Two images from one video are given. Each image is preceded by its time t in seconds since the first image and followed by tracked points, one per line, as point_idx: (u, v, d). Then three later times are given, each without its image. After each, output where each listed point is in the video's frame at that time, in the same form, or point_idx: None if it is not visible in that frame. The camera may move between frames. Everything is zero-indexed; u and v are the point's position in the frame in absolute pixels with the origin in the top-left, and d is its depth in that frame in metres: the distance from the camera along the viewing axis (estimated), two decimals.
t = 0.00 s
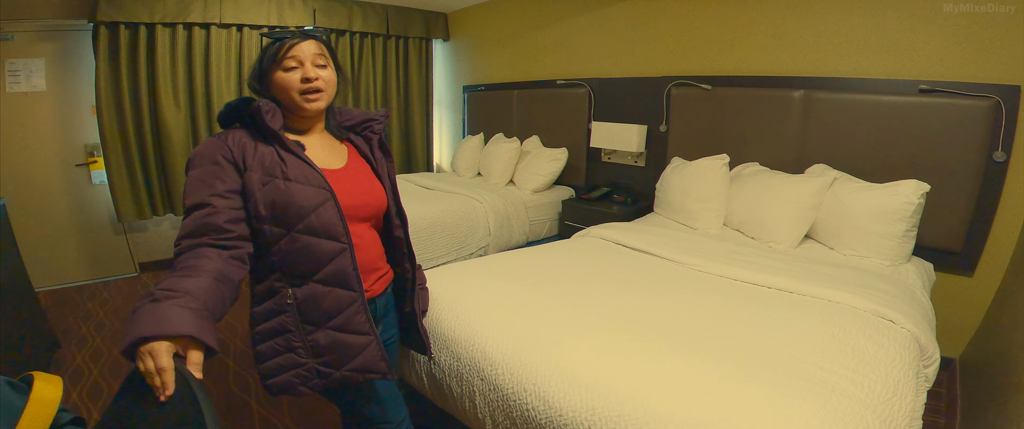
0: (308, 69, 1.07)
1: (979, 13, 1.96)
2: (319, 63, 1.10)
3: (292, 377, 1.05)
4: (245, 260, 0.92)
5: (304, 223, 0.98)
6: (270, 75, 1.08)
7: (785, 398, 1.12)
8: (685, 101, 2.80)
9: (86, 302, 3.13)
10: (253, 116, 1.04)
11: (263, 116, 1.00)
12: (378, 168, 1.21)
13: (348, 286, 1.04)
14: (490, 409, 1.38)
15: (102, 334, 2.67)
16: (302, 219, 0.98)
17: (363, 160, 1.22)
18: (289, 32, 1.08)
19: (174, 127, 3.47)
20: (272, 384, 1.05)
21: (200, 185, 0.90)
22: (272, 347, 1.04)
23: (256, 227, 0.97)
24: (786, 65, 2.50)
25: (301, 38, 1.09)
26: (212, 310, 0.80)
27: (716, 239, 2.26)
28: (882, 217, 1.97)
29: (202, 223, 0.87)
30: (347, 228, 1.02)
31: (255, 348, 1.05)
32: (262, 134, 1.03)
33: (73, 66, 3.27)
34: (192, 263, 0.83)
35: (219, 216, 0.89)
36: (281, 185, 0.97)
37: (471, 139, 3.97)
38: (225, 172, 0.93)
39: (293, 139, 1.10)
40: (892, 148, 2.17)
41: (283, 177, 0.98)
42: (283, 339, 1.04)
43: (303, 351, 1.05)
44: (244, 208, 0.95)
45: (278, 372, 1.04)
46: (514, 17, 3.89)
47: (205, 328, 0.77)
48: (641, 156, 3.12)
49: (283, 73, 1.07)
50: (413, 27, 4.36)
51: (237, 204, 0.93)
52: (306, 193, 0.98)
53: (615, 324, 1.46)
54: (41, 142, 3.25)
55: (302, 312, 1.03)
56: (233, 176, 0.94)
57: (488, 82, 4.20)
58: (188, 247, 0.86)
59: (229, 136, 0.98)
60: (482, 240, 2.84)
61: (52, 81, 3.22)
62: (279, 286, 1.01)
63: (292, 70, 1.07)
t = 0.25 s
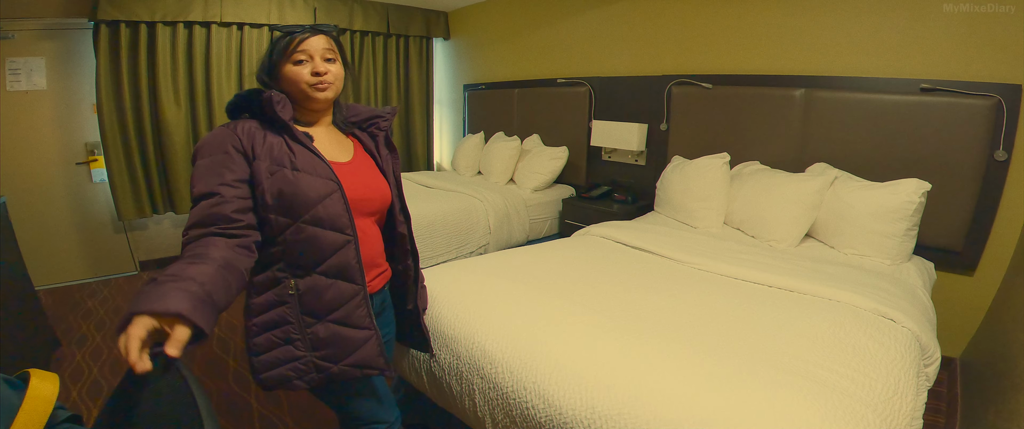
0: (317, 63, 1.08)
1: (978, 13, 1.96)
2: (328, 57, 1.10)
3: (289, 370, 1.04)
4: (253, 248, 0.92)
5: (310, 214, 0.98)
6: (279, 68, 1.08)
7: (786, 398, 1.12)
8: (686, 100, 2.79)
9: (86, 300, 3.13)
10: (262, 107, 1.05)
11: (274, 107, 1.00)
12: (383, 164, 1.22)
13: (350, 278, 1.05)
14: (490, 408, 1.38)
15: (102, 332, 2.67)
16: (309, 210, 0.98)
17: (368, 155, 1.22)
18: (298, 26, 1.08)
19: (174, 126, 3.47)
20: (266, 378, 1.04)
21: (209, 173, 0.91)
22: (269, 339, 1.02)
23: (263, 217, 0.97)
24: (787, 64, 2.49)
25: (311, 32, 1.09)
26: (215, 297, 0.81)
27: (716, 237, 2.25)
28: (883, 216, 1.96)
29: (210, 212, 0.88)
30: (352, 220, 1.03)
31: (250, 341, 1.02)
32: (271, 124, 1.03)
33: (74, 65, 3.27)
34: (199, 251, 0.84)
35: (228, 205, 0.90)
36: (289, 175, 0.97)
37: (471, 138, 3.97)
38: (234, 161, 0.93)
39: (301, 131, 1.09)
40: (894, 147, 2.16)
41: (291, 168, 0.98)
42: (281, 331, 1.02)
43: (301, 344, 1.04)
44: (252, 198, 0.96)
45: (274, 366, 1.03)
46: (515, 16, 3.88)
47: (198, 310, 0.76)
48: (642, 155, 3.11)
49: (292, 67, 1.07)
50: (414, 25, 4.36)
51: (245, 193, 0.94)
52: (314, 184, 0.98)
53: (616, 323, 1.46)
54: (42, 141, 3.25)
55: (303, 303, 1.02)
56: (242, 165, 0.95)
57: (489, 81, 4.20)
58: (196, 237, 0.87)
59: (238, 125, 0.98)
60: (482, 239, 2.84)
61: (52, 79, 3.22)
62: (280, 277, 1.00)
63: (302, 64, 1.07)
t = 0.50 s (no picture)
0: (323, 64, 1.09)
1: (980, 13, 1.97)
2: (334, 58, 1.12)
3: (285, 371, 1.04)
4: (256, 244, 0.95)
5: (309, 215, 0.98)
6: (286, 68, 1.10)
7: (788, 399, 1.12)
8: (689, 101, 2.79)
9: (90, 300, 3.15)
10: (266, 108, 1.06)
11: (276, 107, 1.02)
12: (387, 167, 1.21)
13: (348, 280, 1.05)
14: (492, 409, 1.38)
15: (105, 332, 2.68)
16: (308, 211, 0.98)
17: (372, 157, 1.22)
18: (306, 27, 1.10)
19: (179, 126, 3.49)
20: (262, 377, 1.04)
21: (212, 174, 0.93)
22: (267, 339, 1.03)
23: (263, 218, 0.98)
24: (790, 66, 2.49)
25: (318, 33, 1.11)
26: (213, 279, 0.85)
27: (719, 239, 2.25)
28: (887, 218, 1.96)
29: (214, 210, 0.91)
30: (352, 223, 1.03)
31: (247, 341, 1.02)
32: (275, 125, 1.05)
33: (79, 66, 3.29)
34: (209, 234, 0.89)
35: (229, 205, 0.92)
36: (289, 175, 0.97)
37: (474, 139, 3.97)
38: (237, 161, 0.95)
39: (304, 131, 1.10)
40: (897, 148, 2.15)
41: (292, 169, 0.98)
42: (278, 332, 1.03)
43: (298, 345, 1.04)
44: (254, 197, 0.97)
45: (270, 366, 1.04)
46: (518, 18, 3.89)
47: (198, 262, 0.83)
48: (645, 157, 3.11)
49: (298, 67, 1.09)
50: (417, 27, 4.37)
51: (247, 192, 0.96)
52: (314, 185, 0.98)
53: (618, 324, 1.46)
54: (47, 141, 3.27)
55: (301, 304, 1.02)
56: (244, 166, 0.96)
57: (492, 83, 4.20)
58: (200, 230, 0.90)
59: (241, 125, 1.00)
60: (485, 240, 2.84)
61: (58, 79, 3.24)
62: (280, 278, 1.01)
63: (308, 64, 1.09)
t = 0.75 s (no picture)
0: (339, 68, 1.10)
1: (980, 14, 1.97)
2: (347, 63, 1.13)
3: (287, 373, 1.05)
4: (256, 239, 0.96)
5: (311, 217, 1.00)
6: (299, 71, 1.09)
7: (794, 404, 1.11)
8: (696, 104, 2.79)
9: (99, 300, 3.17)
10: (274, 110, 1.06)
11: (280, 108, 1.02)
12: (392, 169, 1.22)
13: (349, 283, 1.05)
14: (497, 411, 1.38)
15: (113, 332, 2.71)
16: (310, 213, 0.99)
17: (377, 160, 1.23)
18: (321, 30, 1.10)
19: (188, 128, 3.52)
20: (264, 380, 1.05)
21: (214, 173, 0.93)
22: (269, 342, 1.04)
23: (264, 218, 0.98)
24: (798, 69, 2.48)
25: (333, 37, 1.11)
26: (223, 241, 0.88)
27: (726, 243, 2.24)
28: (893, 222, 1.96)
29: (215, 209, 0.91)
30: (354, 225, 1.04)
31: (250, 343, 1.04)
32: (278, 127, 1.06)
33: (90, 67, 3.33)
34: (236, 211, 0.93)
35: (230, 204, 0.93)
36: (291, 177, 0.99)
37: (480, 141, 3.98)
38: (240, 161, 0.97)
39: (309, 134, 1.11)
40: (905, 153, 2.14)
41: (295, 171, 1.00)
42: (280, 334, 1.04)
43: (300, 348, 1.05)
44: (256, 199, 0.98)
45: (272, 368, 1.05)
46: (525, 20, 3.89)
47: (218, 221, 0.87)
48: (651, 160, 3.11)
49: (314, 71, 1.08)
50: (424, 29, 4.39)
51: (250, 193, 0.97)
52: (316, 187, 0.99)
53: (623, 328, 1.46)
54: (58, 141, 3.31)
55: (302, 307, 1.03)
56: (248, 167, 0.98)
57: (498, 85, 4.21)
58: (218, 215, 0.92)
59: (245, 127, 1.01)
60: (491, 242, 2.85)
61: (69, 81, 3.28)
62: (282, 281, 1.02)
63: (323, 68, 1.09)
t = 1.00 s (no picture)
0: (341, 68, 1.10)
1: (980, 13, 1.97)
2: (350, 63, 1.13)
3: (298, 382, 1.06)
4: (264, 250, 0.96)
5: (320, 228, 1.00)
6: (301, 73, 1.09)
7: (808, 413, 1.10)
8: (710, 110, 2.77)
9: (117, 298, 3.24)
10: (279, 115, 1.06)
11: (285, 116, 1.03)
12: (401, 175, 1.23)
13: (359, 294, 1.06)
14: (509, 416, 1.38)
15: (131, 331, 2.76)
16: (318, 223, 1.00)
17: (385, 165, 1.24)
18: (322, 31, 1.10)
19: (206, 129, 3.57)
20: (276, 388, 1.06)
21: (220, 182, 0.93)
22: (279, 351, 1.05)
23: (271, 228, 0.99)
24: (814, 75, 2.46)
25: (334, 38, 1.12)
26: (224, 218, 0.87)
27: (740, 251, 2.23)
28: (910, 232, 1.92)
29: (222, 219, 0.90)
30: (363, 236, 1.05)
31: (261, 353, 1.05)
32: (283, 134, 1.06)
33: (113, 69, 3.40)
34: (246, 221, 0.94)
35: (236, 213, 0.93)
36: (299, 187, 0.99)
37: (493, 146, 3.99)
38: (244, 169, 0.95)
39: (316, 140, 1.11)
40: (925, 161, 2.10)
41: (302, 180, 1.00)
42: (290, 344, 1.05)
43: (310, 357, 1.06)
44: (262, 208, 0.98)
45: (283, 377, 1.06)
46: (539, 25, 3.90)
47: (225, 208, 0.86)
48: (664, 166, 3.09)
49: (316, 72, 1.08)
50: (438, 33, 4.42)
51: (256, 203, 0.96)
52: (324, 197, 1.00)
53: (634, 334, 1.45)
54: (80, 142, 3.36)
55: (312, 318, 1.04)
56: (254, 176, 0.97)
57: (511, 89, 4.23)
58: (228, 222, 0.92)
59: (250, 136, 1.01)
60: (503, 248, 2.85)
61: (93, 83, 3.33)
62: (291, 292, 1.03)
63: (325, 69, 1.09)
